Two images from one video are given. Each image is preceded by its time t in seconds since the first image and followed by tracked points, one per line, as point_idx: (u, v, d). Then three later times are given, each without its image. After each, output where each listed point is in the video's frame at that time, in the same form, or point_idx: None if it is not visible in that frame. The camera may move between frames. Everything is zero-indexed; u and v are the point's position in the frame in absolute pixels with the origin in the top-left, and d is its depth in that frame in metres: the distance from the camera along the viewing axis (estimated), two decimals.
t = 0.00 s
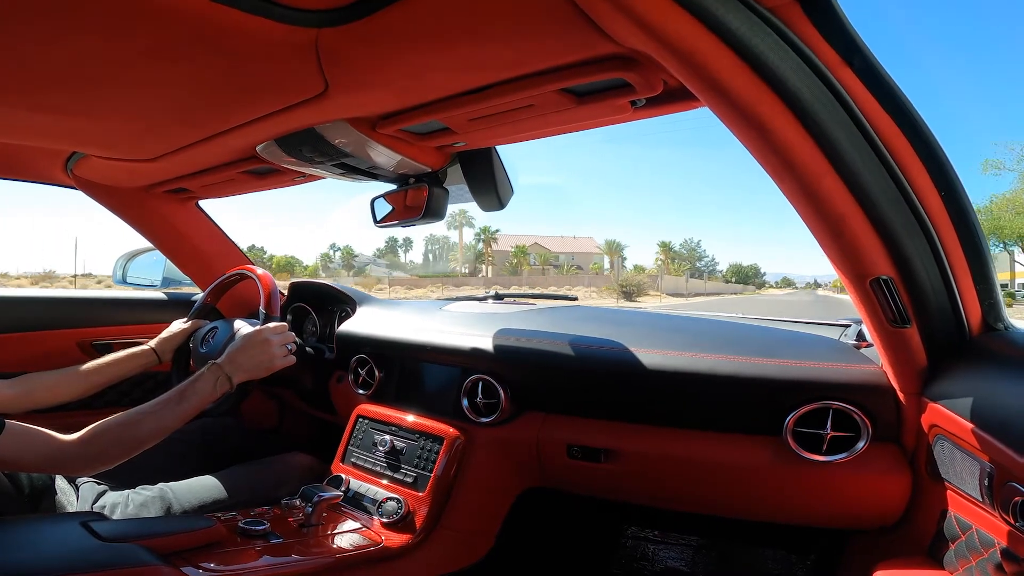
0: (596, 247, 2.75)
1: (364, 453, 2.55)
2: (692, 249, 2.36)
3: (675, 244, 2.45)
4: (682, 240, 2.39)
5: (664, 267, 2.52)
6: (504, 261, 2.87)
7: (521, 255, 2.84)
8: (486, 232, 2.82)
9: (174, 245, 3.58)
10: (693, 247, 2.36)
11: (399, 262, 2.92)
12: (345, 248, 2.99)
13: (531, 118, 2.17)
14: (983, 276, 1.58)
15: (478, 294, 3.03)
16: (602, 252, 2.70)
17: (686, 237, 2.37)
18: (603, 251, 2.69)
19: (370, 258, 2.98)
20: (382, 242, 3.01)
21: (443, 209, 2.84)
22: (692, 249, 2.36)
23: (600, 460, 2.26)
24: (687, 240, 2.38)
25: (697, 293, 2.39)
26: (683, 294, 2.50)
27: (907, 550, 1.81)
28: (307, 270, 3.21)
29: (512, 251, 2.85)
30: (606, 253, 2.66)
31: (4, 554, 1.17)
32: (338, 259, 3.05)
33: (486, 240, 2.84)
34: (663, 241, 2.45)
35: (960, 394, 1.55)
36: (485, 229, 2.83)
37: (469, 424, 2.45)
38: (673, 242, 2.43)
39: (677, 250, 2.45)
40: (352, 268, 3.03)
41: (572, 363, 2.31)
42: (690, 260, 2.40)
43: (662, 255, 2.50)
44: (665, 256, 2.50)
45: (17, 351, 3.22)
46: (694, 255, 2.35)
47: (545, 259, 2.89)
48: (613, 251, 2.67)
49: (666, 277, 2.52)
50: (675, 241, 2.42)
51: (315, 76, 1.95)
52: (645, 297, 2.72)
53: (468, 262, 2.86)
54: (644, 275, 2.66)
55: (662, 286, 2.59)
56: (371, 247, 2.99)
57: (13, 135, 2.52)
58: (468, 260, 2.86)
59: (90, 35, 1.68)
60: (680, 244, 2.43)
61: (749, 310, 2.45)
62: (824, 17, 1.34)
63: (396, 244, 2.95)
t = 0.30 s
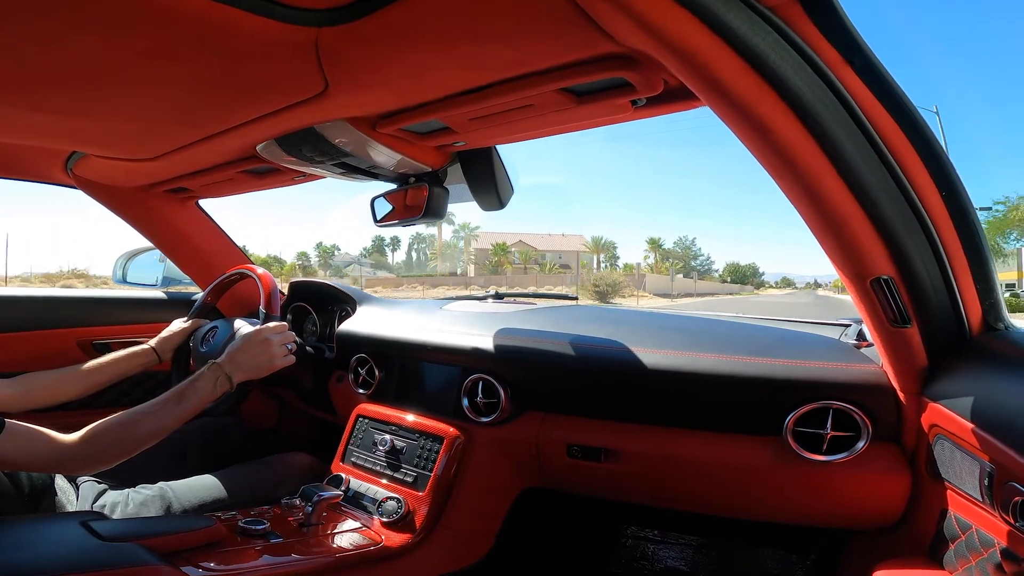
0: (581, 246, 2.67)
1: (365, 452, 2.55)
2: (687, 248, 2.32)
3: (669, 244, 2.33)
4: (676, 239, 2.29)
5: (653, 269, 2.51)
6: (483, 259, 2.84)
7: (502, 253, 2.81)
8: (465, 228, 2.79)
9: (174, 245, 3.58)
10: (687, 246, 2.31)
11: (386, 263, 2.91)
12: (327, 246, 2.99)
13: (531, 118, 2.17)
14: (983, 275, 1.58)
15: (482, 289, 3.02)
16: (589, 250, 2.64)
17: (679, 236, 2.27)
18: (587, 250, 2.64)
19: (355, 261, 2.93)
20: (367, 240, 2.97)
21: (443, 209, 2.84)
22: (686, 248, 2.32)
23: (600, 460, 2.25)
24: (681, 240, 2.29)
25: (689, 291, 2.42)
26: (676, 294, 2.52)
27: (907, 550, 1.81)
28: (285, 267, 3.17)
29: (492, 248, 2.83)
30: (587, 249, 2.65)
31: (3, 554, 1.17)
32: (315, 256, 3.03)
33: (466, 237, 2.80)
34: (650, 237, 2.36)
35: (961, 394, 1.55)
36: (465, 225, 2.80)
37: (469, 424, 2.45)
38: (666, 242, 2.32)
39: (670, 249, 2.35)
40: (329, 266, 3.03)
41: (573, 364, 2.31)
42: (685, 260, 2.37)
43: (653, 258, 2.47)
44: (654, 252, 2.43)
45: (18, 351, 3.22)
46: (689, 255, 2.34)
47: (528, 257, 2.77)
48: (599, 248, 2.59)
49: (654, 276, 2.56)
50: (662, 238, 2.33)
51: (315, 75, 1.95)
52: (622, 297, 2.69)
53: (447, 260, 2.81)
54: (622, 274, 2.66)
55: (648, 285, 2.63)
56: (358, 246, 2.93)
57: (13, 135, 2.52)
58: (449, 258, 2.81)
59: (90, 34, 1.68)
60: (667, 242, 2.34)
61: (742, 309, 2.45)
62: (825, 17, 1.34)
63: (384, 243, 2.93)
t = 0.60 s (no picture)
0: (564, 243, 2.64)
1: (364, 450, 2.56)
2: (681, 246, 2.31)
3: (663, 242, 2.35)
4: (670, 236, 2.30)
5: (649, 265, 2.47)
6: (464, 258, 2.81)
7: (481, 251, 2.76)
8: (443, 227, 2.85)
9: (174, 242, 3.59)
10: (681, 244, 2.31)
11: (373, 263, 2.96)
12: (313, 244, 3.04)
13: (531, 117, 2.17)
14: (983, 276, 1.58)
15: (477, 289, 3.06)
16: (573, 247, 2.62)
17: (673, 233, 2.28)
18: (570, 248, 2.63)
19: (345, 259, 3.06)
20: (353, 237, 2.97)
21: (443, 206, 2.80)
22: (680, 246, 2.32)
23: (599, 458, 2.25)
24: (675, 237, 2.30)
25: (676, 292, 2.41)
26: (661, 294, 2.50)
27: (904, 549, 1.81)
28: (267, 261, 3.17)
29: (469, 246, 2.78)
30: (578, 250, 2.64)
31: (3, 550, 1.17)
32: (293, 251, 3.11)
33: (443, 234, 2.86)
34: (637, 232, 2.39)
35: (960, 393, 1.55)
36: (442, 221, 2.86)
37: (468, 421, 2.45)
38: (657, 239, 2.34)
39: (663, 247, 2.37)
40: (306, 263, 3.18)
41: (573, 362, 2.31)
42: (677, 259, 2.37)
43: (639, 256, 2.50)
44: (641, 250, 2.46)
45: (18, 347, 3.22)
46: (683, 253, 2.33)
47: (507, 254, 2.75)
48: (583, 244, 2.58)
49: (637, 275, 2.56)
50: (650, 235, 2.37)
51: (315, 73, 1.96)
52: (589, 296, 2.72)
53: (425, 260, 2.87)
54: (592, 274, 2.66)
55: (631, 285, 2.63)
56: (343, 245, 2.98)
57: (13, 131, 2.52)
58: (428, 258, 2.87)
59: (90, 31, 1.68)
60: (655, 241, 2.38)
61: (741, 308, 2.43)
62: (827, 17, 1.33)
63: (370, 243, 2.96)
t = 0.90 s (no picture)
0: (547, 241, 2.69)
1: (364, 449, 2.56)
2: (674, 243, 2.39)
3: (655, 241, 2.43)
4: (663, 234, 2.40)
5: (636, 264, 2.50)
6: (440, 254, 2.76)
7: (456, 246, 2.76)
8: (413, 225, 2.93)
9: (174, 241, 3.60)
10: (675, 241, 2.39)
11: (356, 263, 3.02)
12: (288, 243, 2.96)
13: (531, 116, 2.17)
14: (984, 277, 1.58)
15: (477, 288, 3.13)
16: (555, 245, 2.68)
17: (666, 231, 2.37)
18: (553, 245, 2.68)
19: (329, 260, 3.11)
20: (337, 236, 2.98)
21: (443, 206, 2.81)
22: (673, 245, 2.40)
23: (598, 458, 2.25)
24: (669, 235, 2.39)
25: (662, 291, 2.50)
26: (644, 294, 2.57)
27: (904, 550, 1.81)
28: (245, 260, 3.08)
29: (442, 242, 2.76)
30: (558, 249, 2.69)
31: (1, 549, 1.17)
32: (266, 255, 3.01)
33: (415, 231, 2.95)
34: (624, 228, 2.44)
35: (960, 394, 1.55)
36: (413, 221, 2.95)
37: (467, 421, 2.45)
38: (647, 237, 2.41)
39: (655, 246, 2.44)
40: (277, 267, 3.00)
41: (572, 362, 2.31)
42: (671, 258, 2.43)
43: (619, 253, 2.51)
44: (627, 247, 2.49)
45: (18, 345, 3.23)
46: (676, 250, 2.40)
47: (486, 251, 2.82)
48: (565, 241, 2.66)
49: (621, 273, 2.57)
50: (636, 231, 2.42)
51: (315, 72, 1.95)
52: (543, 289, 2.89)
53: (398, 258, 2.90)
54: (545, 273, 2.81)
55: (612, 285, 2.67)
56: (327, 245, 3.03)
57: (14, 130, 2.53)
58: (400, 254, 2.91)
59: (90, 30, 1.68)
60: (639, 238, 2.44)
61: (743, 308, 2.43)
62: (827, 17, 1.33)
63: (355, 243, 2.99)
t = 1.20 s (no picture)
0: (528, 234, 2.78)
1: (363, 450, 2.55)
2: (667, 241, 2.28)
3: (647, 239, 2.31)
4: (656, 231, 2.28)
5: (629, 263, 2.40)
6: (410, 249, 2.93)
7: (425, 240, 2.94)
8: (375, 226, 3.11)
9: (174, 242, 3.60)
10: (668, 239, 2.28)
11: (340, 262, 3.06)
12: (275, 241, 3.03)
13: (531, 117, 2.17)
14: (983, 278, 1.58)
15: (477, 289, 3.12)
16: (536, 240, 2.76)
17: (659, 228, 2.26)
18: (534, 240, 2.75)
19: (310, 259, 3.12)
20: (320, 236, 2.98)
21: (443, 206, 2.81)
22: (667, 242, 2.28)
23: (598, 459, 2.25)
24: (661, 232, 2.28)
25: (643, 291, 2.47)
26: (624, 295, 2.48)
27: (903, 551, 1.81)
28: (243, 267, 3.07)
29: (413, 238, 2.96)
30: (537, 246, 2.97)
31: None
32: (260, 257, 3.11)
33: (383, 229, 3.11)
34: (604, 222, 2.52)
35: (959, 395, 1.55)
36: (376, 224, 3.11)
37: (466, 422, 2.45)
38: (640, 237, 2.30)
39: (647, 244, 2.32)
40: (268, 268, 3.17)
41: (572, 363, 2.31)
42: (665, 257, 2.31)
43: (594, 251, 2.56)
44: (610, 243, 2.54)
45: (18, 346, 3.23)
46: (670, 249, 2.28)
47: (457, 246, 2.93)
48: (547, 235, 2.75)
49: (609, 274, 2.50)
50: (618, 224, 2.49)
51: (316, 73, 1.96)
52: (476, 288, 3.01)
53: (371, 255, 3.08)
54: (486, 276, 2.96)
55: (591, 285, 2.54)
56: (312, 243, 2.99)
57: (14, 131, 2.53)
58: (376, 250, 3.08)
59: (90, 30, 1.69)
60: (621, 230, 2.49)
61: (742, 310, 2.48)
62: (827, 18, 1.33)
63: (339, 241, 3.05)
